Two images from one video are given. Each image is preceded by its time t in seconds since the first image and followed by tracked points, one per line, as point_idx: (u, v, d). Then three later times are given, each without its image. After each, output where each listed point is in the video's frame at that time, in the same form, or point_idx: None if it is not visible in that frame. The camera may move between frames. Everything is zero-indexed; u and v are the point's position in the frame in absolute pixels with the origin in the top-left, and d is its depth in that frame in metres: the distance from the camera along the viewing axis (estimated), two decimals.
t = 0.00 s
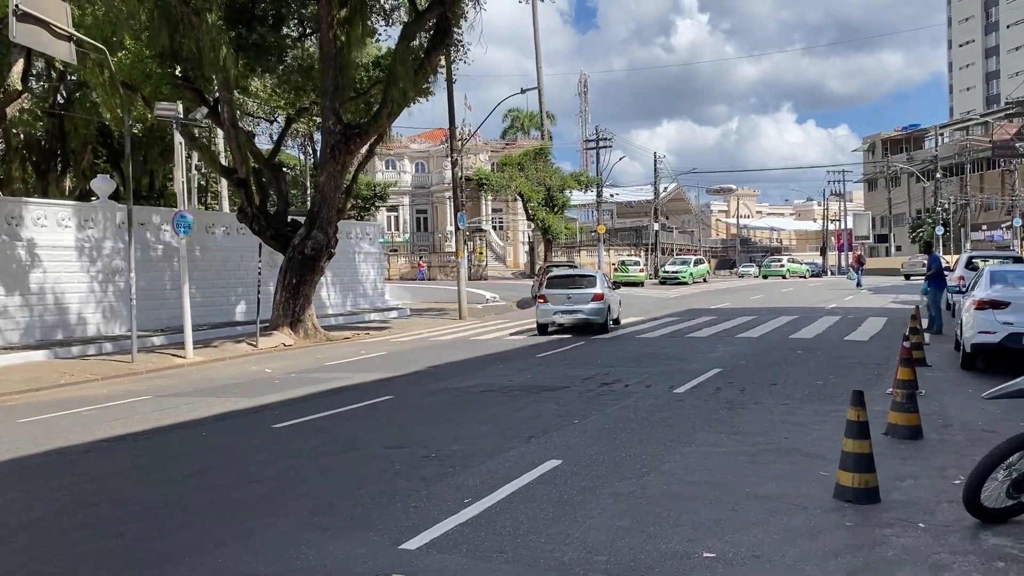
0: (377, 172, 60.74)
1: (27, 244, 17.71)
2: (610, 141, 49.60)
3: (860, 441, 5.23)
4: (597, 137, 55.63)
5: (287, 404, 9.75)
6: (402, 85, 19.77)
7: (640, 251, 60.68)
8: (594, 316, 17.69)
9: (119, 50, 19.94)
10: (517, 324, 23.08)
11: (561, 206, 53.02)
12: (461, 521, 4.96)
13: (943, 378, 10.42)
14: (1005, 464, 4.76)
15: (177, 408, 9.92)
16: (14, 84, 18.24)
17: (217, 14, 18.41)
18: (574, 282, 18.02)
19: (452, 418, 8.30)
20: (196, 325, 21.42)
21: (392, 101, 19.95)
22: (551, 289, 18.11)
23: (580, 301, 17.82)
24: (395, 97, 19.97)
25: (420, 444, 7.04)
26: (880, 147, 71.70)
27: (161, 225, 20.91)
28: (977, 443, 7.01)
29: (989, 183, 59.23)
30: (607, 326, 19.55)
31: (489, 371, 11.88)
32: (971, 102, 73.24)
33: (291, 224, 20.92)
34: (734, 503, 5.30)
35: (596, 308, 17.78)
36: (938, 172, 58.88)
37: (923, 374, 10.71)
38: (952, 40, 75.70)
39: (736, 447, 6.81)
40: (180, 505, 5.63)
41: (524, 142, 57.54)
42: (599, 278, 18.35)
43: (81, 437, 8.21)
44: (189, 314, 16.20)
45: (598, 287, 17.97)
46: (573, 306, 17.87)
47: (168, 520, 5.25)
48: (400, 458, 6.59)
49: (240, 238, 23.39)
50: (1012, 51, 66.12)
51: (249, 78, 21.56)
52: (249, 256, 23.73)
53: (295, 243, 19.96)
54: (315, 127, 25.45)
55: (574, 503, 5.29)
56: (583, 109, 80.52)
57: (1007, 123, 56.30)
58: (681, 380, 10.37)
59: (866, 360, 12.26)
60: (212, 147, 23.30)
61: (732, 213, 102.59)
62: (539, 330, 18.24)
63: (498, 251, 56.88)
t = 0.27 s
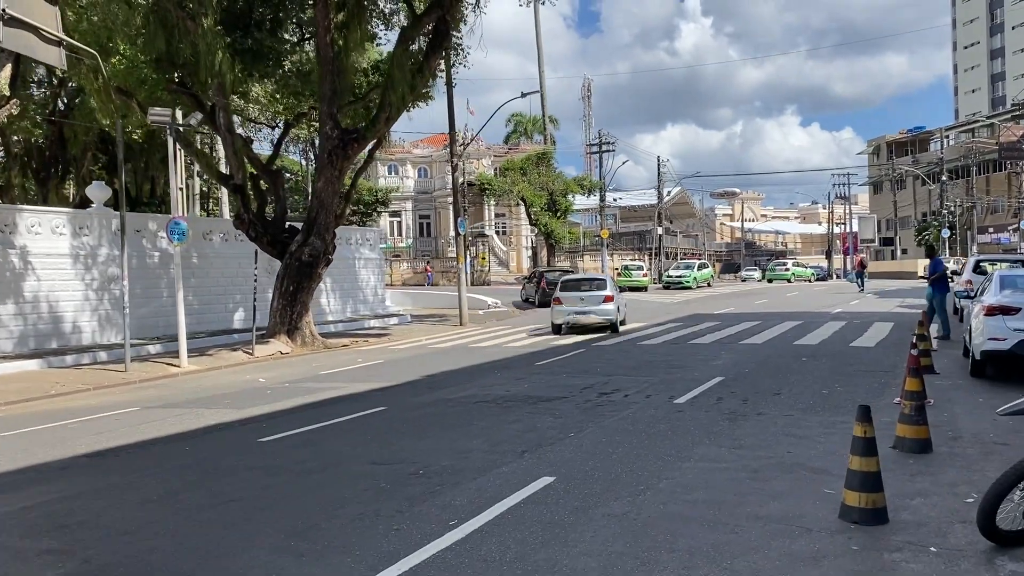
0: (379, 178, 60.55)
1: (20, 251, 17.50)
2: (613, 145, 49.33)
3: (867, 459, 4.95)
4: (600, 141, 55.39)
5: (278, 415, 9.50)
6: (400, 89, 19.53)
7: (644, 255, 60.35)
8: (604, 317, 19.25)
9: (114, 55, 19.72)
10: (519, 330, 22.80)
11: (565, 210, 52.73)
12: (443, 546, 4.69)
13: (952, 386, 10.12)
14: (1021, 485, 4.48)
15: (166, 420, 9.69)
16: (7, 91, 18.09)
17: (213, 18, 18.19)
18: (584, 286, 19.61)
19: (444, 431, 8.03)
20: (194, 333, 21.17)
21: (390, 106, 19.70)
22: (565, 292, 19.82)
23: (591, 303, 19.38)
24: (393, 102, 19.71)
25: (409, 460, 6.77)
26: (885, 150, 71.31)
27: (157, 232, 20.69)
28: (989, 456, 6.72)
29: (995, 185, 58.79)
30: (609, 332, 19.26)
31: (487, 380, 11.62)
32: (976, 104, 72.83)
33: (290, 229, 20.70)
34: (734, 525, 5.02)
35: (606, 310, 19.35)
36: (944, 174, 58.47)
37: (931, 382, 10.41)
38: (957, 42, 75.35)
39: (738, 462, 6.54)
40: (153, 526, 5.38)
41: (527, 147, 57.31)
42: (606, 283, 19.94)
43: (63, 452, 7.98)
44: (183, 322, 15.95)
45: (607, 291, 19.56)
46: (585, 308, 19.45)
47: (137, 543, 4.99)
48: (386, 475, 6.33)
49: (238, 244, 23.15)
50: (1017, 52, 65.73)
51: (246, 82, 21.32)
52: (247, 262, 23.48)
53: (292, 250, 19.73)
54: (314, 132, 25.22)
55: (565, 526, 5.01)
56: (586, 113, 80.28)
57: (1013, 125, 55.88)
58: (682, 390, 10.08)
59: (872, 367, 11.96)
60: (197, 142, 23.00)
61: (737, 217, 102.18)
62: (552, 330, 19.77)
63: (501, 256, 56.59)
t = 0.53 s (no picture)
0: (383, 183, 60.41)
1: (16, 258, 17.32)
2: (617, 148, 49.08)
3: (872, 471, 4.71)
4: (604, 145, 55.18)
5: (269, 425, 9.28)
6: (400, 92, 19.31)
7: (649, 259, 60.05)
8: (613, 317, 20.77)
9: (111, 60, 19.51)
10: (521, 335, 22.56)
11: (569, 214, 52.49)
12: (425, 565, 4.45)
13: (961, 392, 9.85)
14: None
15: (157, 429, 9.50)
16: None
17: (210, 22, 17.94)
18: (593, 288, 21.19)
19: (436, 441, 7.80)
20: (193, 340, 20.96)
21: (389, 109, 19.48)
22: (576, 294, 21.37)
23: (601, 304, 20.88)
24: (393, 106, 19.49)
25: (398, 472, 6.56)
26: (891, 152, 70.95)
27: (155, 238, 20.50)
28: (1000, 465, 6.46)
29: (1002, 188, 58.36)
30: (612, 337, 19.00)
31: (484, 386, 11.40)
32: (982, 106, 72.45)
33: (290, 235, 20.51)
34: (731, 541, 4.79)
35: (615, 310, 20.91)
36: (950, 177, 58.10)
37: (939, 387, 10.14)
38: (962, 44, 75.03)
39: (739, 474, 6.29)
40: (126, 543, 5.15)
41: (530, 151, 57.13)
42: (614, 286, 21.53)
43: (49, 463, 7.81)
44: (179, 329, 15.74)
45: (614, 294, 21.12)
46: (595, 309, 20.96)
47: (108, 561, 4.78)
48: (373, 488, 6.10)
49: (238, 250, 22.96)
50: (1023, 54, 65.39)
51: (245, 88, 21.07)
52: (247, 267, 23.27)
53: (292, 256, 19.54)
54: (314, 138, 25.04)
55: (553, 542, 4.79)
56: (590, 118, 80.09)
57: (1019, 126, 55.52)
58: (683, 396, 9.84)
59: (878, 372, 11.69)
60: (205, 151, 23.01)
61: (742, 221, 101.81)
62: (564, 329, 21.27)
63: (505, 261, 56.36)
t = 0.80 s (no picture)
0: (387, 191, 60.26)
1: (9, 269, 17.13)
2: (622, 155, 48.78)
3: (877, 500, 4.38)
4: (609, 152, 54.90)
5: (255, 441, 8.99)
6: (398, 99, 19.05)
7: (655, 267, 59.66)
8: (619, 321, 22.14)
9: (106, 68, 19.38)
10: (523, 345, 22.23)
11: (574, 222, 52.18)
12: None
13: (973, 405, 9.47)
14: None
15: (141, 446, 9.23)
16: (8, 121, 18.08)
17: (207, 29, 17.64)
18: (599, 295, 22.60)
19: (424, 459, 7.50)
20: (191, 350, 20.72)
21: (387, 116, 19.22)
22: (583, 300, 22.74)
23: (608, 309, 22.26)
24: (391, 113, 19.23)
25: (381, 494, 6.26)
26: (899, 158, 70.46)
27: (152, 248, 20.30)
28: (1015, 486, 6.11)
29: (1012, 193, 57.79)
30: (614, 347, 18.65)
31: (481, 400, 11.09)
32: (991, 111, 71.88)
33: (287, 244, 20.26)
34: (729, 572, 4.47)
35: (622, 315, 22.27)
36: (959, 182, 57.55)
37: (950, 401, 9.76)
38: (970, 49, 74.55)
39: (738, 496, 5.95)
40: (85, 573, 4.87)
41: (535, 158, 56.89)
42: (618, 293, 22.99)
43: (25, 482, 7.54)
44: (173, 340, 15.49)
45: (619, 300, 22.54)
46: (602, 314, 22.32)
47: None
48: (351, 512, 5.80)
49: (237, 259, 22.74)
50: None
51: (243, 95, 20.94)
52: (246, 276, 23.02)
53: (289, 265, 19.27)
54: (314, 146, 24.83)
55: (539, 573, 4.47)
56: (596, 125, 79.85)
57: None
58: (684, 410, 9.52)
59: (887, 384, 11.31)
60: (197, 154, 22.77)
61: (749, 228, 101.33)
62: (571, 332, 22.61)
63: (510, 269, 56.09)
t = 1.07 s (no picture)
0: (391, 197, 60.08)
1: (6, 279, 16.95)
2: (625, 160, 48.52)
3: (885, 516, 4.14)
4: (612, 157, 54.66)
5: (242, 452, 8.75)
6: (397, 103, 18.83)
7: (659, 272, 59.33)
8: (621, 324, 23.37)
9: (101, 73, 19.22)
10: (524, 351, 21.96)
11: (577, 227, 51.93)
12: None
13: (983, 413, 9.19)
14: None
15: (127, 458, 9.01)
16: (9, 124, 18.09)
17: (203, 33, 17.25)
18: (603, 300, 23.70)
19: (415, 472, 7.25)
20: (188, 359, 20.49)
21: (386, 120, 18.95)
22: (590, 304, 23.68)
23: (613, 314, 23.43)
24: (390, 118, 18.97)
25: (367, 510, 6.02)
26: (905, 162, 70.10)
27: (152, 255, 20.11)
28: None
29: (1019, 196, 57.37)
30: (617, 353, 18.38)
31: (478, 408, 10.85)
32: (998, 114, 71.49)
33: (285, 250, 20.04)
34: None
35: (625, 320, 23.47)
36: (966, 186, 57.19)
37: (960, 409, 9.48)
38: (975, 52, 74.24)
39: (738, 511, 5.69)
40: None
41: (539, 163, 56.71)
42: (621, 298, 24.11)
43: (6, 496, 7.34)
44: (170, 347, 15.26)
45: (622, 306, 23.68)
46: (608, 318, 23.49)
47: None
48: (334, 529, 5.55)
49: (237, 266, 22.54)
50: None
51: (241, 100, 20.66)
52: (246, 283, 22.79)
53: (287, 271, 19.05)
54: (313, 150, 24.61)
55: None
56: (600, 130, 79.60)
57: None
58: (686, 419, 9.25)
59: (895, 391, 11.02)
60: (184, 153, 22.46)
61: (754, 232, 100.95)
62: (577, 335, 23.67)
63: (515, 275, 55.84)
